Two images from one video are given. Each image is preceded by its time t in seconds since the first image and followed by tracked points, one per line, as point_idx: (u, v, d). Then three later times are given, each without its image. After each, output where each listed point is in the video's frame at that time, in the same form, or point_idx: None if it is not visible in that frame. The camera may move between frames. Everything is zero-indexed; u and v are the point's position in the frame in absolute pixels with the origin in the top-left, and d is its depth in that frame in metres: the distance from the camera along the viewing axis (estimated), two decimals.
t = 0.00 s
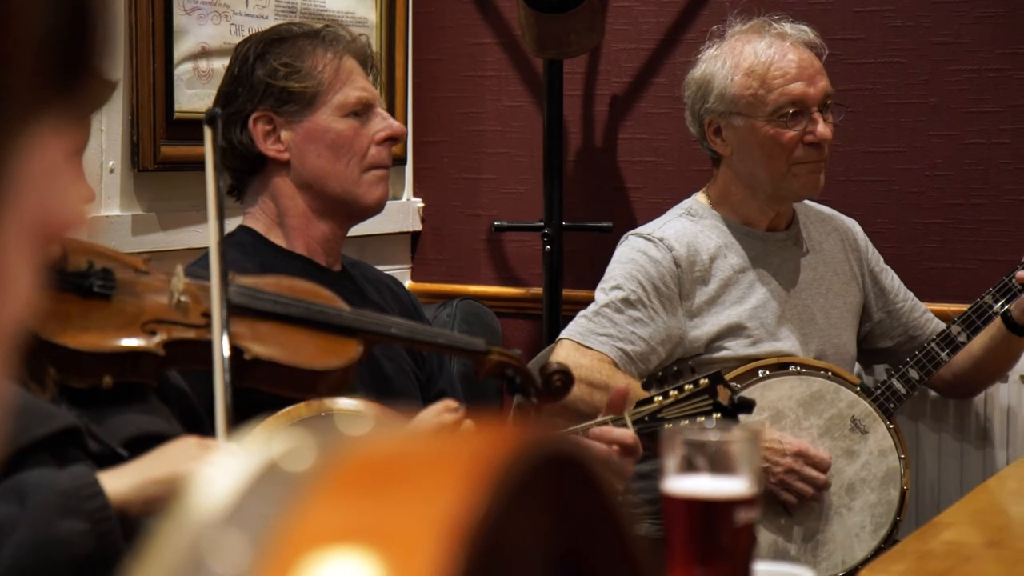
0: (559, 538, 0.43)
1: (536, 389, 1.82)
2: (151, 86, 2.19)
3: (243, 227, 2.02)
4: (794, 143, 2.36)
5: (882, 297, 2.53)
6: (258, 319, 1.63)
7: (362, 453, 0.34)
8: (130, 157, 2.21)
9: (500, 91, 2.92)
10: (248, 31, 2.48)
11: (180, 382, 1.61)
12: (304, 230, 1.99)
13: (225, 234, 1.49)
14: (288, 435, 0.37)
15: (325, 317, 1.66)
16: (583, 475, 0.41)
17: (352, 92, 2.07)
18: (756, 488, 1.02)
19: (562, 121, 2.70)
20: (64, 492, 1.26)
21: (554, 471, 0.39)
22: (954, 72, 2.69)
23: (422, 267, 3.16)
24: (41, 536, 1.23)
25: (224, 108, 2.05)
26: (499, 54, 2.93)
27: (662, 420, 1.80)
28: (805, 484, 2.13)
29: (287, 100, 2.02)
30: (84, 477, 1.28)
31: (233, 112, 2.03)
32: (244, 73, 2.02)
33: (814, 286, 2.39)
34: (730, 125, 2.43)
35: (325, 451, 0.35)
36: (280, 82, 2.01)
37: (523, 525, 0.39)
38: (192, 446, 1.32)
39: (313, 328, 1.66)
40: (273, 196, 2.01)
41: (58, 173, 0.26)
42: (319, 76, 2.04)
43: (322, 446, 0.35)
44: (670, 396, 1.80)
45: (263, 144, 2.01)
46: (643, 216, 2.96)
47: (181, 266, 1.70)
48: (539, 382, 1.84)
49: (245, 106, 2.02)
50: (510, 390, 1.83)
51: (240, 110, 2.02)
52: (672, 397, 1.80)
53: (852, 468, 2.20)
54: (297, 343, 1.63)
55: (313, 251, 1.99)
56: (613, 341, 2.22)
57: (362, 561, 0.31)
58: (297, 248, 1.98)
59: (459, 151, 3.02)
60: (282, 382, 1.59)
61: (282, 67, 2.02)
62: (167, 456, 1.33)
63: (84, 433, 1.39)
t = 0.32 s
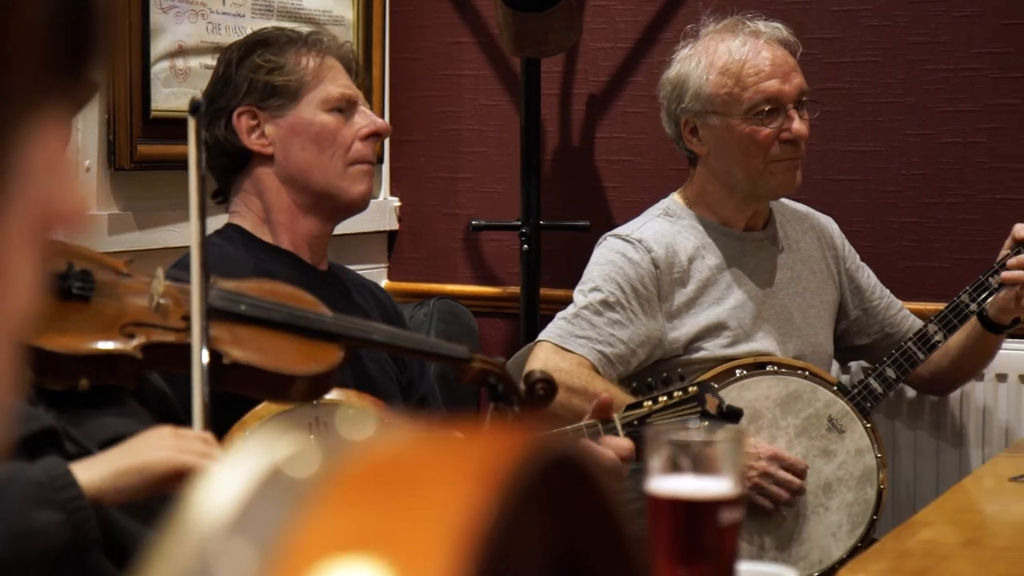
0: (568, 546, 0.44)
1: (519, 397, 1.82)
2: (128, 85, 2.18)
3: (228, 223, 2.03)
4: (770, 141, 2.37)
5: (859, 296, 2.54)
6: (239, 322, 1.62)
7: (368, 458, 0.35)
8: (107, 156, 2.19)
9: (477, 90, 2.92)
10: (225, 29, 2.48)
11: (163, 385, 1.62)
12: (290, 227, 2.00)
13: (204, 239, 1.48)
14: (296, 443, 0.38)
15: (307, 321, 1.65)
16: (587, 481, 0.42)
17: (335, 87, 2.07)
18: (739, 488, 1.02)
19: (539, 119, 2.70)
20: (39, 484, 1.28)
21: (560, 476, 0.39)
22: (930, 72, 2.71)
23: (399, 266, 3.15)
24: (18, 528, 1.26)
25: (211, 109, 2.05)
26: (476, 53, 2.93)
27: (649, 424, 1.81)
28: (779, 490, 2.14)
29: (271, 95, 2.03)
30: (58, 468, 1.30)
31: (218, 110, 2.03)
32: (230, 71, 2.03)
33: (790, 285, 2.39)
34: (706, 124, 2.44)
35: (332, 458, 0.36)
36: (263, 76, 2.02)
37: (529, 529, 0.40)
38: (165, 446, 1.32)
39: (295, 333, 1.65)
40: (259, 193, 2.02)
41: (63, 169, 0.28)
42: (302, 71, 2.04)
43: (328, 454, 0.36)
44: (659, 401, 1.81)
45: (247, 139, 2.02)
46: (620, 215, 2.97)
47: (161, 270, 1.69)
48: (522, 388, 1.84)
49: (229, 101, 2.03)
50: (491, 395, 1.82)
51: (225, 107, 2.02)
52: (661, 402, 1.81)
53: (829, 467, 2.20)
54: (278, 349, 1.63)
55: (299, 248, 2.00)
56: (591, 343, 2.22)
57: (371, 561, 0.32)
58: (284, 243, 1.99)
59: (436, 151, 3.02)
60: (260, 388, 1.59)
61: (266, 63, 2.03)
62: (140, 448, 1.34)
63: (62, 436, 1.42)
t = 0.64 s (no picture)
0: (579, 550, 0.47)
1: (495, 397, 1.81)
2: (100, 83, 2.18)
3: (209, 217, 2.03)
4: (743, 142, 2.36)
5: (834, 295, 2.54)
6: (213, 321, 1.62)
7: (359, 459, 0.40)
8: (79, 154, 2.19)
9: (451, 89, 2.93)
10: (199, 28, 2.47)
11: (142, 389, 1.63)
12: (270, 221, 2.00)
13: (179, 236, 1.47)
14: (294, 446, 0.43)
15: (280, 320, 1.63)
16: (582, 493, 0.45)
17: (317, 87, 2.06)
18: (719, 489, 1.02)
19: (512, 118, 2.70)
20: (6, 480, 1.28)
21: (555, 483, 0.43)
22: (903, 72, 2.72)
23: (372, 265, 3.15)
24: None
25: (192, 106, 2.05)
26: (450, 51, 2.93)
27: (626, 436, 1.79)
28: (757, 489, 2.14)
29: (253, 92, 2.03)
30: (26, 462, 1.30)
31: (200, 106, 2.03)
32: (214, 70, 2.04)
33: (765, 286, 2.39)
34: (680, 125, 2.44)
35: (326, 460, 0.41)
36: (246, 72, 2.02)
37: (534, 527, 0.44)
38: (134, 438, 1.32)
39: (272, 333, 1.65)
40: (240, 188, 2.02)
41: (48, 166, 0.36)
42: (285, 69, 2.04)
43: (325, 455, 0.41)
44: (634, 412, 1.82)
45: (228, 134, 2.02)
46: (594, 214, 2.96)
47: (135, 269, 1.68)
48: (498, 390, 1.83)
49: (211, 97, 2.03)
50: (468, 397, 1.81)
51: (207, 103, 2.03)
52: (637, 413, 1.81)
53: (803, 468, 2.21)
54: (253, 349, 1.62)
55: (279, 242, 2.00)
56: (566, 345, 2.21)
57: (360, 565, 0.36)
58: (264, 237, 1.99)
59: (409, 149, 3.02)
60: (234, 387, 1.59)
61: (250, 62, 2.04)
62: (109, 439, 1.33)
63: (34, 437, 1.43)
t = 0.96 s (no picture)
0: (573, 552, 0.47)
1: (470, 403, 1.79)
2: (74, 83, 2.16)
3: (189, 217, 2.03)
4: (719, 143, 2.36)
5: (808, 296, 2.55)
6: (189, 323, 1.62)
7: (354, 469, 0.40)
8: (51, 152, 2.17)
9: (425, 88, 2.92)
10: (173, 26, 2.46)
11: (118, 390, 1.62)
12: (251, 224, 2.00)
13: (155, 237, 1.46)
14: (286, 458, 0.44)
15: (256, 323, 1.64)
16: (574, 493, 0.45)
17: (301, 92, 2.06)
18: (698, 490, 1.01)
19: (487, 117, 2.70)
20: None
21: (548, 485, 0.43)
22: (877, 72, 2.72)
23: (347, 265, 3.14)
24: None
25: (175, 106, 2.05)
26: (424, 50, 2.93)
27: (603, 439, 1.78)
28: (730, 490, 2.13)
29: (236, 95, 2.02)
30: None
31: (182, 107, 2.03)
32: (199, 72, 2.03)
33: (739, 286, 2.39)
34: (656, 124, 2.44)
35: (318, 469, 0.41)
36: (231, 76, 2.01)
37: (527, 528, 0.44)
38: (88, 422, 1.26)
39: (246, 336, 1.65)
40: (220, 189, 2.02)
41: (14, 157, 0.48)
42: (270, 74, 2.04)
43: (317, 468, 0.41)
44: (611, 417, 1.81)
45: (210, 136, 2.01)
46: (569, 214, 2.96)
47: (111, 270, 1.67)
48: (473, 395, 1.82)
49: (194, 99, 2.02)
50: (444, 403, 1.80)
51: (190, 104, 2.02)
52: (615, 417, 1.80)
53: (778, 467, 2.21)
54: (230, 351, 1.61)
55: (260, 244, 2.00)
56: (541, 344, 2.21)
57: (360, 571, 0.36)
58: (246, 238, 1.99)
59: (384, 148, 3.01)
60: (209, 389, 1.58)
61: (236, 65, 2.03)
62: (65, 422, 1.28)
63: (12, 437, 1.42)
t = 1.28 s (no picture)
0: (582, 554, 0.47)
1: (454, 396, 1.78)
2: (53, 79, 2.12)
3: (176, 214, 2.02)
4: (702, 138, 2.35)
5: (790, 293, 2.54)
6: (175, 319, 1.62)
7: (361, 473, 0.40)
8: (32, 148, 2.13)
9: (407, 83, 2.92)
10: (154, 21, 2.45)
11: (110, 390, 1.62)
12: (238, 223, 2.00)
13: (146, 229, 1.46)
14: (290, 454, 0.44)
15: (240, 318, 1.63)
16: (578, 497, 0.46)
17: (290, 91, 2.05)
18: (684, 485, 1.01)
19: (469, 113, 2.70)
20: None
21: (550, 490, 0.44)
22: (859, 68, 2.72)
23: (328, 261, 3.13)
24: None
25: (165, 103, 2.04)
26: (407, 46, 2.92)
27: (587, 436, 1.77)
28: (706, 494, 2.10)
29: (225, 93, 2.02)
30: None
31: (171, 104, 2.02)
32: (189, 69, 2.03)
33: (721, 282, 2.38)
34: (640, 120, 2.43)
35: (322, 469, 0.41)
36: (221, 74, 2.01)
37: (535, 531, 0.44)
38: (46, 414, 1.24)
39: (230, 331, 1.64)
40: (208, 187, 2.01)
41: None
42: (260, 72, 2.04)
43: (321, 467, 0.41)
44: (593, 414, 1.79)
45: (199, 134, 2.00)
46: (551, 210, 2.96)
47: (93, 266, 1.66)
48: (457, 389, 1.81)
49: (184, 96, 2.01)
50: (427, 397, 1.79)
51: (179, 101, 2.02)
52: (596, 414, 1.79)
53: (760, 463, 2.21)
54: (217, 346, 1.60)
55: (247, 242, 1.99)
56: (525, 339, 2.20)
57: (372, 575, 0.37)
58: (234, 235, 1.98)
59: (366, 144, 3.00)
60: (194, 384, 1.57)
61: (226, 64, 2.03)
62: (25, 413, 1.26)
63: None
